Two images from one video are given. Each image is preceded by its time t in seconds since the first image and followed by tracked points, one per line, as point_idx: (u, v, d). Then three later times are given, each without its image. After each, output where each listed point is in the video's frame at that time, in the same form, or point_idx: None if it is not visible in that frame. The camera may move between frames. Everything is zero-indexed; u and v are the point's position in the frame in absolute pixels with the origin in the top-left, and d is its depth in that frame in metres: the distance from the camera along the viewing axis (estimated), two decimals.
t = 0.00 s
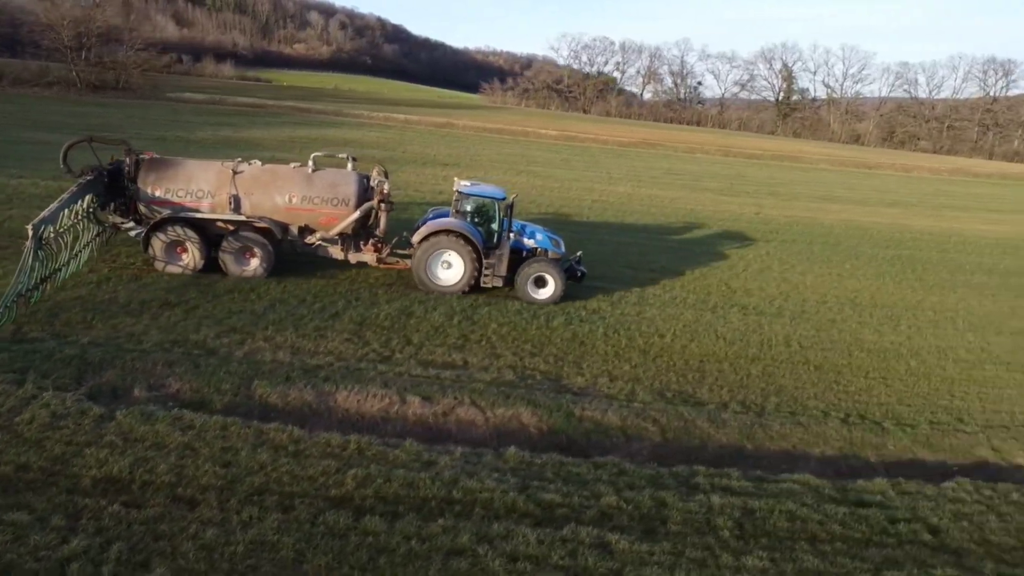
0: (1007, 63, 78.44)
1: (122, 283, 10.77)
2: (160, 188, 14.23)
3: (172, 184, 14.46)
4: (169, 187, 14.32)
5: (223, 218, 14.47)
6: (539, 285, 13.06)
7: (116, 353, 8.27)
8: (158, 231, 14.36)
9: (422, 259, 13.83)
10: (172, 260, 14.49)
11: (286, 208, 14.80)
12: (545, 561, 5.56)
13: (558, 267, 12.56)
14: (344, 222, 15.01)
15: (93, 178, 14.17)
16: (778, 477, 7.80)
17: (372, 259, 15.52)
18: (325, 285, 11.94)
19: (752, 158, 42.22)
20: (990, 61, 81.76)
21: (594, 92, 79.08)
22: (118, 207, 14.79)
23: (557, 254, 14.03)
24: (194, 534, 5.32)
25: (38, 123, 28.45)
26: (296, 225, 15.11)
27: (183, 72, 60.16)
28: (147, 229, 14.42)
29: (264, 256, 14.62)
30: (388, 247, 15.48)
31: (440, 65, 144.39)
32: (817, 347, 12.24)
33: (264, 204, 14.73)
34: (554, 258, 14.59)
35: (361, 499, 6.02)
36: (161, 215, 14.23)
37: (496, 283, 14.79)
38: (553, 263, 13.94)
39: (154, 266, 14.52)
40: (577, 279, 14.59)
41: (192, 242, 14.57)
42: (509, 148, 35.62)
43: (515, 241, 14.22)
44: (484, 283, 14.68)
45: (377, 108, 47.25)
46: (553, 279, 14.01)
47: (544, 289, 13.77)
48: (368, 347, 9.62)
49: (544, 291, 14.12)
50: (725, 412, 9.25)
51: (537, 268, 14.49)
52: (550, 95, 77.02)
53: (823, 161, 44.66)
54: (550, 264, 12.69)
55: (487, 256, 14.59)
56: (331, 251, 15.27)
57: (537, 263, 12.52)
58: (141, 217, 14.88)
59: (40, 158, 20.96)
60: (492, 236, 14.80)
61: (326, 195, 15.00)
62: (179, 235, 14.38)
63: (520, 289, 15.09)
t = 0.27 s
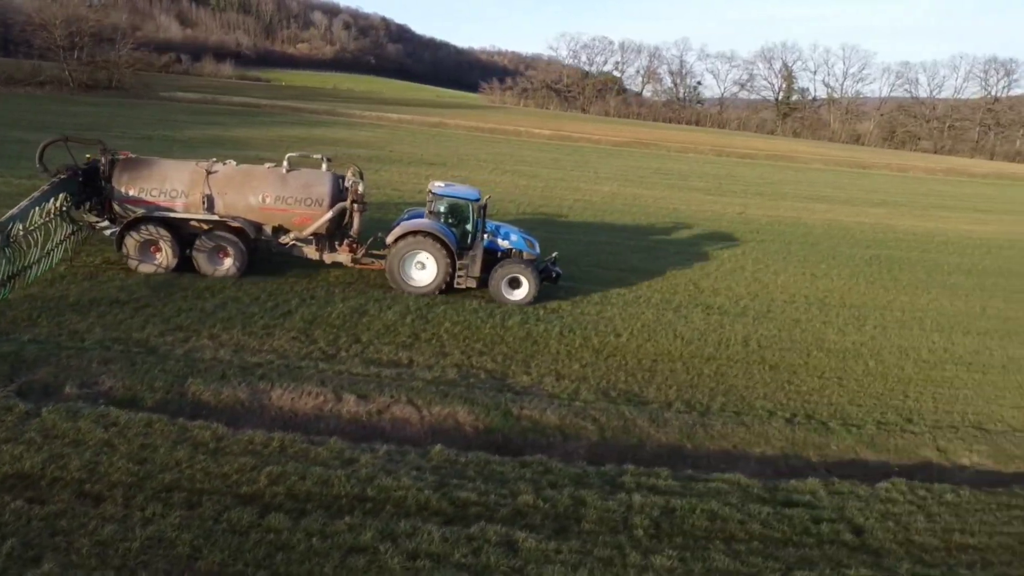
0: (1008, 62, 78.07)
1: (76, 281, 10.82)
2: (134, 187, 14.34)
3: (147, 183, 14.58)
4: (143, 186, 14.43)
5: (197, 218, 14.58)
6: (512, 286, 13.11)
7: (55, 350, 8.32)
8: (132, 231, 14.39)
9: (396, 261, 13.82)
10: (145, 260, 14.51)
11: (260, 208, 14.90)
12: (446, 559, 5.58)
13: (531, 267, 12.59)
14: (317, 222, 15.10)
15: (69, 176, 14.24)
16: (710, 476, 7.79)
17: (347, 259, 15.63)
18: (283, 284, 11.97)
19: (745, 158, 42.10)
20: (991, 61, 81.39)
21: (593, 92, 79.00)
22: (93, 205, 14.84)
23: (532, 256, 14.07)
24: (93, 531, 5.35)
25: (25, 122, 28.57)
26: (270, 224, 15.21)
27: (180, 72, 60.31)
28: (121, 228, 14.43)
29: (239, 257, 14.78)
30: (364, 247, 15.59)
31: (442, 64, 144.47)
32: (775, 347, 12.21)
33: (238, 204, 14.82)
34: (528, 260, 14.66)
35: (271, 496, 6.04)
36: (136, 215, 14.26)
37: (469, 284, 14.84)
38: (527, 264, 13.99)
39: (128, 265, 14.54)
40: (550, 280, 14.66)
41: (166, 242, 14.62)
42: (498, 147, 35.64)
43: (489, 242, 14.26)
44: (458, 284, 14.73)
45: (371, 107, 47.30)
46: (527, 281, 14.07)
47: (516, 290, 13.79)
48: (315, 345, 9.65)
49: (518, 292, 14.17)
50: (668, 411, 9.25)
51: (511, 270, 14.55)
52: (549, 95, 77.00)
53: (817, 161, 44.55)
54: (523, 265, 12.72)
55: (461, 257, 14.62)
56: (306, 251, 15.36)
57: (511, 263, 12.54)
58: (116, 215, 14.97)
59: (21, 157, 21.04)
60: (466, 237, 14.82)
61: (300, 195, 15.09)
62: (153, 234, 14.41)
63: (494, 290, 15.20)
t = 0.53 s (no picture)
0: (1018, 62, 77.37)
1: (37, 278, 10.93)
2: (112, 186, 14.43)
3: (126, 183, 14.65)
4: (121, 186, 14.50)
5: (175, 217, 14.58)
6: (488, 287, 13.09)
7: None
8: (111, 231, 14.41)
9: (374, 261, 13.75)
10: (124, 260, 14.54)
11: (238, 208, 14.89)
12: (347, 555, 5.61)
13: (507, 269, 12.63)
14: (296, 222, 15.06)
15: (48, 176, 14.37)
16: (643, 476, 7.78)
17: (327, 259, 15.50)
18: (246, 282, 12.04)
19: (744, 158, 41.92)
20: (1001, 61, 80.70)
21: (598, 92, 78.95)
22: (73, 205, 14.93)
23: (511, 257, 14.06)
24: None
25: (22, 121, 28.85)
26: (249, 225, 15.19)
27: (185, 72, 60.70)
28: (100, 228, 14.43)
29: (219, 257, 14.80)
30: (344, 247, 15.47)
31: (451, 64, 144.72)
32: (738, 347, 12.17)
33: (216, 204, 14.83)
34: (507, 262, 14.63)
35: (183, 491, 6.09)
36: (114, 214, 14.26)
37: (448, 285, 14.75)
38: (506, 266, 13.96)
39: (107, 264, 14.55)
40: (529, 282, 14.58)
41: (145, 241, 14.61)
42: (494, 147, 35.66)
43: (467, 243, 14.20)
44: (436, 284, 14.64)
45: (371, 107, 47.46)
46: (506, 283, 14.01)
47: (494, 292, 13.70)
48: (265, 342, 9.70)
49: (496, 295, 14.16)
50: (614, 410, 9.23)
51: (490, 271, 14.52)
52: (554, 95, 77.00)
53: (818, 162, 44.33)
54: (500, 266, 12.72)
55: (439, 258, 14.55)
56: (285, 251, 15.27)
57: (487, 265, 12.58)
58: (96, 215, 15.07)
59: (9, 156, 21.25)
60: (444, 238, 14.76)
61: (278, 195, 15.06)
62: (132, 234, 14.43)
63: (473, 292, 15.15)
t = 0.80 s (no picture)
0: None
1: None
2: (87, 186, 14.55)
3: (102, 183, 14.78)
4: (97, 186, 14.62)
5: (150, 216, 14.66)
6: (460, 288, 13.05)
7: None
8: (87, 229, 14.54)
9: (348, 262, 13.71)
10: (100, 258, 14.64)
11: (212, 208, 14.96)
12: (245, 549, 5.66)
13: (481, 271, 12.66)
14: (270, 222, 15.11)
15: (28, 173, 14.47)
16: (570, 474, 7.79)
17: (303, 259, 15.51)
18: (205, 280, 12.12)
19: (741, 158, 41.78)
20: (1008, 61, 80.12)
21: (601, 92, 78.89)
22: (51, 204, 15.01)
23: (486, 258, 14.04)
24: None
25: (15, 119, 29.09)
26: (224, 224, 15.26)
27: (187, 71, 60.98)
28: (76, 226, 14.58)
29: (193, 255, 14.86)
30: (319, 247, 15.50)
31: (458, 64, 144.91)
32: (695, 347, 12.16)
33: (191, 204, 14.90)
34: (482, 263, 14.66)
35: (92, 485, 6.16)
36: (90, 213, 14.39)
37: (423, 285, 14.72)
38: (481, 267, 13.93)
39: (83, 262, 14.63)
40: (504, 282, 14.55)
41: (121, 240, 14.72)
42: (487, 146, 35.70)
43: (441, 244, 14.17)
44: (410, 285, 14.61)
45: (369, 106, 47.58)
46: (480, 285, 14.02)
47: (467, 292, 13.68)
48: (212, 339, 9.77)
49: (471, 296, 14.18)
50: (554, 409, 9.25)
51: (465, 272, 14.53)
52: (557, 95, 76.98)
53: (815, 162, 44.15)
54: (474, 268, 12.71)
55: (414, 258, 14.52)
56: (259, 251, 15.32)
57: (461, 265, 12.60)
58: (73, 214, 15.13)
59: None
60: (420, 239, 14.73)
61: (252, 195, 15.12)
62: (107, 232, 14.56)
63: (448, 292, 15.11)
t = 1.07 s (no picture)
0: None
1: None
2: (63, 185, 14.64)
3: (78, 183, 14.86)
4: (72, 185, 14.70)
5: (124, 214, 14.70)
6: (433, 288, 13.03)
7: None
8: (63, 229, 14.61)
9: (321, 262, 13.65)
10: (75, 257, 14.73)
11: (186, 207, 15.01)
12: (141, 542, 5.71)
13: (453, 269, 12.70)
14: (243, 222, 15.17)
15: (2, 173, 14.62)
16: (494, 471, 7.82)
17: (277, 259, 15.61)
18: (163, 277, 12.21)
19: (737, 159, 41.68)
20: (1015, 62, 79.65)
21: (604, 92, 78.81)
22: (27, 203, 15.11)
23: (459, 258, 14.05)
24: None
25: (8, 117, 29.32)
26: (197, 224, 15.31)
27: (190, 70, 61.31)
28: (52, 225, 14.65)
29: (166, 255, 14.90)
30: (293, 246, 15.59)
31: (465, 64, 145.18)
32: (650, 346, 12.15)
33: (164, 204, 14.96)
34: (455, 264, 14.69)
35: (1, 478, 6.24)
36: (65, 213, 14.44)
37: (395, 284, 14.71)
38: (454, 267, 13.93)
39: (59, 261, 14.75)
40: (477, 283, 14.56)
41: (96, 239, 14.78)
42: (480, 145, 35.79)
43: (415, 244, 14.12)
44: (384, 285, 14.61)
45: (367, 106, 47.71)
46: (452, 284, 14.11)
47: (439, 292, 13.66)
48: (158, 334, 9.85)
49: (442, 296, 14.22)
50: (492, 406, 9.27)
51: (438, 272, 14.52)
52: (559, 95, 77.02)
53: (813, 162, 44.01)
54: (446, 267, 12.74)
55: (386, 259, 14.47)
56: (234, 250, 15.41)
57: (432, 265, 12.64)
58: (48, 214, 15.24)
59: None
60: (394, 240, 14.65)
61: (226, 195, 15.18)
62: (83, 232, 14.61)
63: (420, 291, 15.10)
